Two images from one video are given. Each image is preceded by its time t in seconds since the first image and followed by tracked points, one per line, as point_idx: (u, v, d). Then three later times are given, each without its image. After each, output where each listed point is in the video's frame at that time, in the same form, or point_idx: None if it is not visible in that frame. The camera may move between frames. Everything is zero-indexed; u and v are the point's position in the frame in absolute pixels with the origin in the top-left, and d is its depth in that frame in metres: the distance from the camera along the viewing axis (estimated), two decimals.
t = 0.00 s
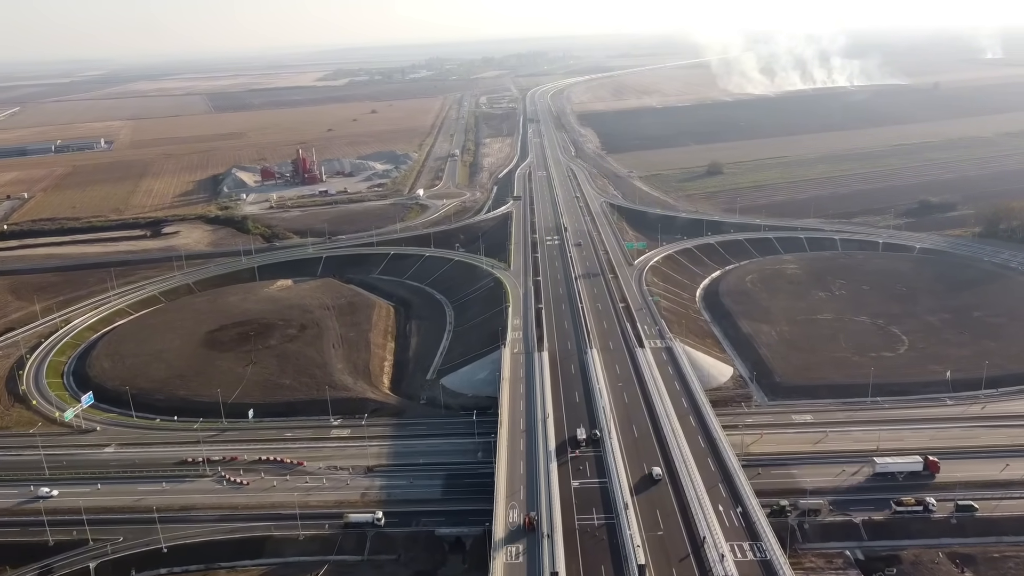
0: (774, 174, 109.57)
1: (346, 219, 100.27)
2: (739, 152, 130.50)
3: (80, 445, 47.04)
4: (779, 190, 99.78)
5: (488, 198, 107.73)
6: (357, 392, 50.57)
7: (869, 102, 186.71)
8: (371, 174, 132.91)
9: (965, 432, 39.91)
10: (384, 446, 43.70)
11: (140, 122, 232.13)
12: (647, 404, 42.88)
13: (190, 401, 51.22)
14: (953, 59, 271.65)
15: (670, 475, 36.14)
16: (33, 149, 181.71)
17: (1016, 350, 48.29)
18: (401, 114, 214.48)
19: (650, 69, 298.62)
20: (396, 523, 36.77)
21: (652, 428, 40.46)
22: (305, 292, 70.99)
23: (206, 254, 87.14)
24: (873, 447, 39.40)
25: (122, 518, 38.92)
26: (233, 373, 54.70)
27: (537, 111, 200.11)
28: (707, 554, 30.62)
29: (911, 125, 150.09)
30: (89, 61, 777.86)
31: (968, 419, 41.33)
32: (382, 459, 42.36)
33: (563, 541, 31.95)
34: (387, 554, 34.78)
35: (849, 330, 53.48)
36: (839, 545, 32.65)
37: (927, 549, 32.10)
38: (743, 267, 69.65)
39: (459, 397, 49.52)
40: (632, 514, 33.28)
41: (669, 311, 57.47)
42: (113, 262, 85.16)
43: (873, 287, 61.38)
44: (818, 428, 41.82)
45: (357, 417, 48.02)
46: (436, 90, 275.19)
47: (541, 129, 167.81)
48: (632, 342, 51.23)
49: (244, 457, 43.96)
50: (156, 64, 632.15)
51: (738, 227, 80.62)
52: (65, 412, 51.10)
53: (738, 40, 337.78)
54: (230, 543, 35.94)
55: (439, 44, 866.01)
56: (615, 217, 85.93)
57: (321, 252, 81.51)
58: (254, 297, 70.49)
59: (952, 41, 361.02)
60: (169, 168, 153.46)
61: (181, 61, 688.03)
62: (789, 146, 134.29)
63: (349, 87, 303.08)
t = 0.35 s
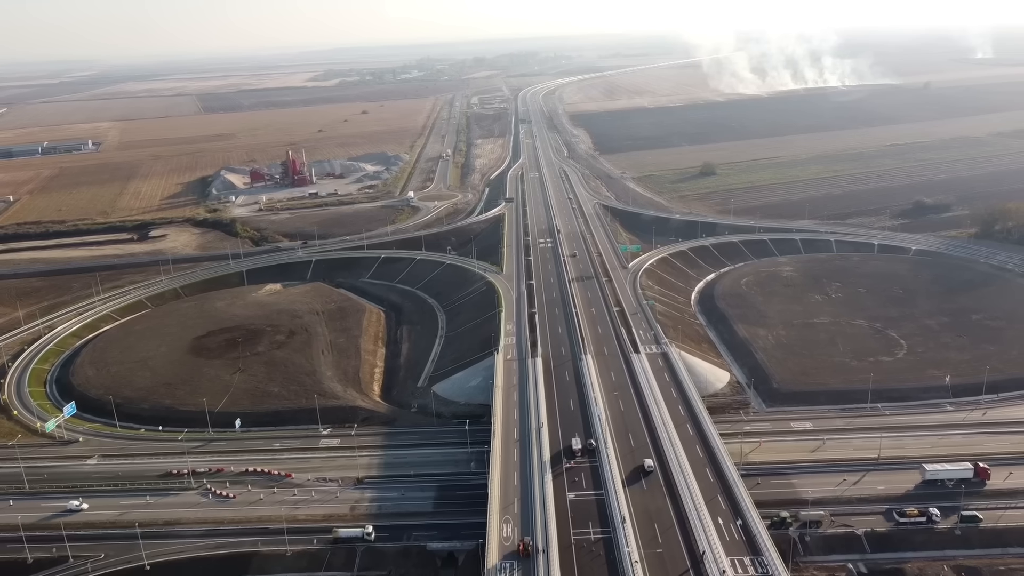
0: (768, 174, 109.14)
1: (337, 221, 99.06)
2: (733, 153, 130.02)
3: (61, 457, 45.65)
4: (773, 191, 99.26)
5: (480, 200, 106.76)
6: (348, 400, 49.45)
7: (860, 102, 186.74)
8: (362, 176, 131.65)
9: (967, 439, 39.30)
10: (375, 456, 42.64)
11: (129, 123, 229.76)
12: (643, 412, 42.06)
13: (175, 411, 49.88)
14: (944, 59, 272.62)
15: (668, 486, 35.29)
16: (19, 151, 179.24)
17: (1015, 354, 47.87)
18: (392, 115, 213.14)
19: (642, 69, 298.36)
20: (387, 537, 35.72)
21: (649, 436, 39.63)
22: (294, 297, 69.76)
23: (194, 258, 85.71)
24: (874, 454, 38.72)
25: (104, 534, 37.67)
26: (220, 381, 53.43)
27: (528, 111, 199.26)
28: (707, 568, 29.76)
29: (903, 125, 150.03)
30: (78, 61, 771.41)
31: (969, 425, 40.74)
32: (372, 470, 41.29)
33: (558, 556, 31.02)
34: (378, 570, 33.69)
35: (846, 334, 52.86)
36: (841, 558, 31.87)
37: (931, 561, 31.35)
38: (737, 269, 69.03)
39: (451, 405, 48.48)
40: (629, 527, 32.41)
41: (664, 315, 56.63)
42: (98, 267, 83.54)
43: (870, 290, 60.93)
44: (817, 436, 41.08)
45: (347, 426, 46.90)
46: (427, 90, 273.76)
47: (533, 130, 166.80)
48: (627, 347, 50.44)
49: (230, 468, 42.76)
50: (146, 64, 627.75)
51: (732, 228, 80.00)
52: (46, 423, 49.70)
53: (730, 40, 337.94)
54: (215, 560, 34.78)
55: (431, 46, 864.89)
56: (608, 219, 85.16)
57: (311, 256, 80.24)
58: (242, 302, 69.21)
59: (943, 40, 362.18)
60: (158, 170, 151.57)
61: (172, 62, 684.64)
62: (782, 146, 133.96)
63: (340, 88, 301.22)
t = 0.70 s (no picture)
0: (762, 175, 108.72)
1: (327, 224, 97.85)
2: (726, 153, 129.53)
3: (42, 470, 44.25)
4: (767, 192, 98.67)
5: (473, 202, 105.82)
6: (338, 409, 48.33)
7: (852, 102, 186.90)
8: (354, 178, 130.35)
9: (969, 447, 38.77)
10: (365, 467, 41.54)
11: (117, 125, 227.26)
12: (640, 420, 41.24)
13: (161, 420, 48.58)
14: (934, 58, 273.57)
15: (666, 498, 34.45)
16: (5, 153, 176.83)
17: (1014, 358, 47.58)
18: (384, 115, 211.67)
19: (634, 69, 297.93)
20: (378, 552, 34.67)
21: (646, 446, 38.76)
22: (284, 302, 68.51)
23: (182, 261, 84.30)
24: (876, 464, 38.06)
25: (85, 550, 36.41)
26: (207, 390, 52.15)
27: (521, 112, 198.38)
28: None
29: (895, 125, 149.88)
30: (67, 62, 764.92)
31: (971, 433, 40.26)
32: (363, 482, 40.20)
33: (555, 572, 30.12)
34: None
35: (844, 339, 52.31)
36: (844, 572, 31.10)
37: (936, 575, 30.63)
38: (732, 272, 68.37)
39: (444, 413, 47.41)
40: (627, 541, 31.56)
41: (660, 319, 55.83)
42: (83, 271, 81.86)
43: (867, 294, 60.66)
44: (817, 444, 40.43)
45: (337, 435, 45.80)
46: (418, 90, 272.39)
47: (526, 131, 165.88)
48: (623, 353, 49.59)
49: (216, 481, 41.53)
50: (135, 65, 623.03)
51: (727, 230, 79.30)
52: (28, 433, 48.26)
53: (722, 40, 337.91)
54: None
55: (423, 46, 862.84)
56: (602, 221, 84.36)
57: (301, 259, 78.97)
58: (231, 307, 67.91)
59: (933, 40, 363.26)
60: (146, 172, 149.73)
61: (162, 62, 679.74)
62: (775, 146, 133.64)
63: (331, 88, 299.48)
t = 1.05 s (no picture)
0: (755, 176, 108.27)
1: (318, 227, 96.59)
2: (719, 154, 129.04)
3: (21, 483, 42.52)
4: (762, 193, 98.03)
5: (465, 204, 104.82)
6: (327, 418, 47.04)
7: (843, 102, 186.91)
8: (344, 179, 129.01)
9: (971, 455, 38.34)
10: (355, 479, 40.34)
11: (105, 126, 224.64)
12: (636, 430, 40.32)
13: (144, 430, 47.00)
14: (924, 58, 274.32)
15: (664, 511, 33.56)
16: None
17: (1013, 363, 47.35)
18: (374, 116, 210.07)
19: (625, 69, 297.69)
20: (368, 569, 33.57)
21: (643, 456, 37.90)
22: (272, 307, 67.20)
23: (169, 265, 82.75)
24: (877, 473, 37.52)
25: (64, 569, 35.02)
26: (193, 398, 50.69)
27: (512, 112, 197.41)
28: None
29: (887, 125, 149.88)
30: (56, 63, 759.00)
31: (973, 440, 39.87)
32: (353, 494, 39.03)
33: None
34: None
35: (842, 344, 51.83)
36: None
37: None
38: (728, 274, 67.63)
39: (435, 422, 46.35)
40: (625, 557, 30.64)
41: (655, 324, 54.96)
42: (67, 275, 80.05)
43: (865, 297, 60.43)
44: (817, 453, 39.80)
45: (327, 445, 44.60)
46: (409, 91, 270.96)
47: (517, 131, 164.94)
48: (618, 359, 48.66)
49: (201, 493, 39.96)
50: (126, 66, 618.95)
51: (722, 232, 78.59)
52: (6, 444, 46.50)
53: (713, 40, 337.88)
54: None
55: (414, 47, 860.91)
56: (595, 223, 83.57)
57: (290, 263, 77.59)
58: (218, 312, 66.46)
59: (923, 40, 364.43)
60: (133, 174, 147.69)
61: (150, 61, 674.73)
62: (769, 147, 133.27)
63: (321, 89, 297.55)
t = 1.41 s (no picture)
0: (753, 177, 107.66)
1: (312, 229, 95.57)
2: (716, 154, 128.47)
3: (5, 495, 41.02)
4: (760, 194, 97.32)
5: (461, 205, 103.86)
6: (320, 426, 45.94)
7: (840, 102, 186.67)
8: (339, 181, 127.93)
9: (978, 466, 37.84)
10: (349, 491, 39.29)
11: (98, 127, 222.77)
12: (637, 439, 39.45)
13: (133, 439, 45.70)
14: (920, 58, 274.31)
15: (667, 525, 32.68)
16: None
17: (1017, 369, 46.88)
18: (369, 117, 208.76)
19: (621, 69, 297.16)
20: None
21: (643, 467, 36.99)
22: (265, 312, 66.04)
23: (161, 267, 81.51)
24: (883, 485, 36.83)
25: None
26: (182, 406, 49.46)
27: (508, 112, 196.38)
28: None
29: (884, 126, 149.51)
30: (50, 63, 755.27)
31: (979, 450, 39.38)
32: (347, 507, 38.01)
33: None
34: None
35: (845, 350, 51.21)
36: None
37: None
38: (728, 277, 66.82)
39: (431, 431, 45.36)
40: (626, 572, 29.74)
41: (654, 329, 54.07)
42: (56, 279, 78.56)
43: (865, 300, 59.92)
44: (821, 463, 39.14)
45: (320, 455, 43.59)
46: (404, 91, 269.72)
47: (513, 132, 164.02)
48: (617, 365, 47.74)
49: (191, 507, 38.73)
50: (121, 66, 616.43)
51: (721, 234, 77.84)
52: None
53: (709, 40, 337.48)
54: None
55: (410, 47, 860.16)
56: (592, 226, 82.74)
57: (284, 266, 76.46)
58: (210, 317, 65.24)
59: (919, 40, 364.49)
60: (126, 176, 146.12)
61: (145, 61, 671.93)
62: (766, 147, 132.63)
63: (316, 90, 296.07)
